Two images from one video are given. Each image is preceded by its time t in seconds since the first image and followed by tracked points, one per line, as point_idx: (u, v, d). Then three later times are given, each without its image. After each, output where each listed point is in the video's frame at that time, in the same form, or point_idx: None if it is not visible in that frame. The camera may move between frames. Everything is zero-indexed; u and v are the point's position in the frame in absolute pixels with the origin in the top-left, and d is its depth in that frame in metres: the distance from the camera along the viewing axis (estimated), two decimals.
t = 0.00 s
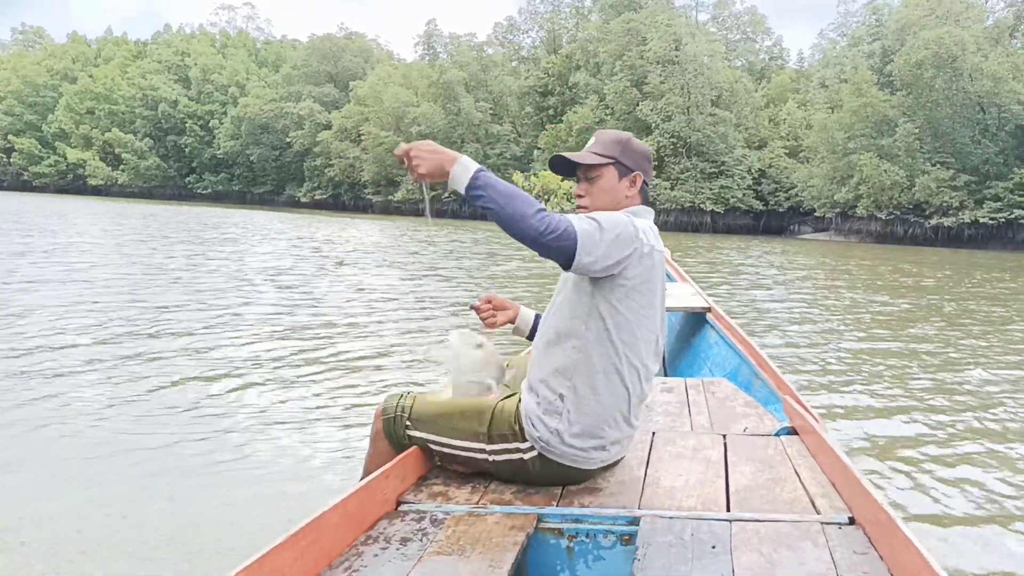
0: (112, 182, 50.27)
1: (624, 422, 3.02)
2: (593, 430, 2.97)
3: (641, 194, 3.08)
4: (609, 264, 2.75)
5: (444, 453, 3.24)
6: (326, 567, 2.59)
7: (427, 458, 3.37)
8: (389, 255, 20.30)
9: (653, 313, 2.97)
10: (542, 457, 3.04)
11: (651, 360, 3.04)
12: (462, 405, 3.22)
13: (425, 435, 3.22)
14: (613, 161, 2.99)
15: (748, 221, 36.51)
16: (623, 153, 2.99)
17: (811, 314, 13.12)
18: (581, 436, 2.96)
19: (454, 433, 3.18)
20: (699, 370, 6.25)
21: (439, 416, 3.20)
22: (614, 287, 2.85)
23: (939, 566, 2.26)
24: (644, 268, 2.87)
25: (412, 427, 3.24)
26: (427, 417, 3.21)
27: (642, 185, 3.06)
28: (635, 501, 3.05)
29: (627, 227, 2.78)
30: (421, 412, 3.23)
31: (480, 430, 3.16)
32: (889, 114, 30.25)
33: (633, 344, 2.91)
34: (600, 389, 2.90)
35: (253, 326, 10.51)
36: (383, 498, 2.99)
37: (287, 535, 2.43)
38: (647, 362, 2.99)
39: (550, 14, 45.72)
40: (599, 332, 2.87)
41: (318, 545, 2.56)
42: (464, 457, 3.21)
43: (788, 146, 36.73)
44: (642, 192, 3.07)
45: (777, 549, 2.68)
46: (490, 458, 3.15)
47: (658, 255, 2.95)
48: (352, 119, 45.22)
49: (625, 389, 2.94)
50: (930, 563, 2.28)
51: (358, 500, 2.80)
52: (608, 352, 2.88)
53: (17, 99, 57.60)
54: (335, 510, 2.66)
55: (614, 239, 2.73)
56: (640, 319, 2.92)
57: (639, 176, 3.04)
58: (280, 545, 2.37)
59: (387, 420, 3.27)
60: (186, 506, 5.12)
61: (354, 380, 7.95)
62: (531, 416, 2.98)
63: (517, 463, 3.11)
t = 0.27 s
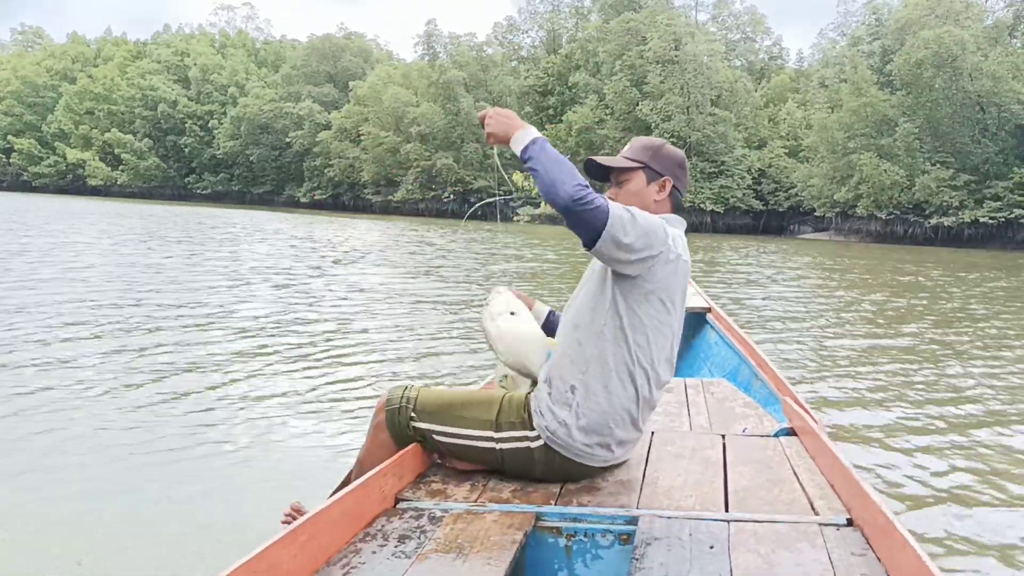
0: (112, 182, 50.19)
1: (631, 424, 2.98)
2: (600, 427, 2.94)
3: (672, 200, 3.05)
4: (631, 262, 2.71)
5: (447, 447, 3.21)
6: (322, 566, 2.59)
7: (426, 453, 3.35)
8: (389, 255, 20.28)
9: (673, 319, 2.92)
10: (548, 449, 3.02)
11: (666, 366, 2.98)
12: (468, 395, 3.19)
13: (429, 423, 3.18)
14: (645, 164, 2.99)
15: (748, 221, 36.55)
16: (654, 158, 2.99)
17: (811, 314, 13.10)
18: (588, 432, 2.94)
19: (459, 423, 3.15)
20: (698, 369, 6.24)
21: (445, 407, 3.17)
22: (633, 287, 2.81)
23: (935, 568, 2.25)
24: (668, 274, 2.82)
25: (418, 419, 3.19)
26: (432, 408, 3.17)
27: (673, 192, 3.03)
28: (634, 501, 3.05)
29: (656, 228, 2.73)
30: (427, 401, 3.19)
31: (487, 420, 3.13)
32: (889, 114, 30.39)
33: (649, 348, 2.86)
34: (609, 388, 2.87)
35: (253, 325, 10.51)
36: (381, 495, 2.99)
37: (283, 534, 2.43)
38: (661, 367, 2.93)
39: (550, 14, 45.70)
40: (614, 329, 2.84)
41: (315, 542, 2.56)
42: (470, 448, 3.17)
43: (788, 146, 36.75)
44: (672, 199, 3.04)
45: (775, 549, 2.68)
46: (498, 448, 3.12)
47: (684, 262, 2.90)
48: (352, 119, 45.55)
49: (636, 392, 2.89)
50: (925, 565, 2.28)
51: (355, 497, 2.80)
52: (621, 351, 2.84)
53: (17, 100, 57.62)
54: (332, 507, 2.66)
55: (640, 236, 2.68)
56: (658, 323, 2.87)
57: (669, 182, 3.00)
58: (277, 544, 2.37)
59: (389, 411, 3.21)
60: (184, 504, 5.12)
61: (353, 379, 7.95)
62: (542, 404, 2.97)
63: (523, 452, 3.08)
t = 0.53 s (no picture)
0: (111, 183, 50.13)
1: (635, 423, 2.93)
2: (601, 421, 2.91)
3: (698, 203, 2.98)
4: (635, 251, 2.70)
5: (451, 443, 3.19)
6: (320, 562, 2.59)
7: (426, 450, 3.34)
8: (388, 256, 20.26)
9: (685, 321, 2.85)
10: (553, 446, 3.00)
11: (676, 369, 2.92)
12: (476, 391, 3.15)
13: (435, 419, 3.15)
14: (671, 166, 2.99)
15: (747, 220, 36.70)
16: (683, 161, 2.99)
17: (811, 313, 13.08)
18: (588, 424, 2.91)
19: (468, 418, 3.12)
20: (698, 369, 6.22)
21: (453, 402, 3.14)
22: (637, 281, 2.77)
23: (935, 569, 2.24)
24: (678, 271, 2.77)
25: (422, 414, 3.16)
26: (438, 404, 3.15)
27: (699, 195, 2.98)
28: (634, 500, 3.03)
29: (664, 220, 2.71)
30: (435, 396, 3.17)
31: (495, 416, 3.10)
32: (889, 113, 30.43)
33: (653, 345, 2.81)
34: (610, 381, 2.84)
35: (253, 325, 10.51)
36: (380, 492, 2.99)
37: (280, 530, 2.43)
38: (668, 366, 2.87)
39: (549, 13, 45.72)
40: (617, 320, 2.81)
41: (313, 538, 2.56)
42: (476, 444, 3.15)
43: (788, 145, 36.78)
44: (694, 202, 2.98)
45: (774, 550, 2.67)
46: (506, 444, 3.09)
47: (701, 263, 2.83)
48: (351, 120, 45.61)
49: (638, 388, 2.85)
50: (925, 566, 2.26)
51: (354, 494, 2.80)
52: (622, 343, 2.81)
53: (16, 101, 57.62)
54: (330, 504, 2.66)
55: (645, 224, 2.66)
56: (665, 321, 2.82)
57: (688, 184, 2.96)
58: (273, 540, 2.37)
59: (393, 405, 3.19)
60: (183, 502, 5.12)
61: (352, 379, 7.93)
62: (549, 392, 2.99)
63: (531, 449, 3.06)
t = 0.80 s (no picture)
0: (110, 186, 50.09)
1: (637, 421, 2.91)
2: (602, 419, 2.90)
3: (696, 201, 2.95)
4: (638, 246, 2.69)
5: (452, 444, 3.17)
6: (320, 560, 2.59)
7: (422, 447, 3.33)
8: (388, 256, 20.23)
9: (687, 322, 2.84)
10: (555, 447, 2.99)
11: (677, 369, 2.90)
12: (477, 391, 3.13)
13: (438, 418, 3.12)
14: (673, 166, 3.00)
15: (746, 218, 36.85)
16: (684, 161, 2.99)
17: (810, 310, 13.07)
18: (591, 423, 2.90)
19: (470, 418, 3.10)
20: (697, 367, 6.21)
21: (454, 400, 3.12)
22: (643, 278, 2.73)
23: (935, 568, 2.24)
24: (682, 270, 2.75)
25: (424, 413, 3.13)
26: (440, 403, 3.12)
27: (699, 194, 2.94)
28: (634, 498, 3.04)
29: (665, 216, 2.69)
30: (438, 394, 3.13)
31: (498, 415, 3.08)
32: (886, 110, 30.43)
33: (656, 344, 2.80)
34: (612, 377, 2.82)
35: (252, 326, 10.49)
36: (380, 491, 2.99)
37: (282, 527, 2.44)
38: (670, 366, 2.85)
39: (546, 13, 45.76)
40: (619, 317, 2.79)
41: (313, 537, 2.56)
42: (479, 444, 3.15)
43: (786, 144, 36.83)
44: (688, 200, 2.97)
45: (774, 549, 2.67)
46: (508, 444, 3.08)
47: (705, 263, 2.82)
48: (349, 121, 45.65)
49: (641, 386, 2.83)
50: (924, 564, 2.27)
51: (354, 492, 2.80)
52: (626, 339, 2.79)
53: (14, 105, 57.55)
54: (330, 502, 2.66)
55: (648, 217, 2.66)
56: (667, 320, 2.80)
57: (681, 181, 2.97)
58: (275, 537, 2.37)
59: (395, 404, 3.15)
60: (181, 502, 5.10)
61: (351, 380, 7.91)
62: (553, 391, 2.96)
63: (531, 449, 3.06)
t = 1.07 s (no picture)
0: (108, 189, 50.00)
1: (638, 422, 2.91)
2: (602, 423, 2.89)
3: (691, 197, 2.93)
4: (627, 252, 2.70)
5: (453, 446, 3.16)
6: (321, 558, 2.59)
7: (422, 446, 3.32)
8: (386, 257, 20.19)
9: (685, 321, 2.82)
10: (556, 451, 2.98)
11: (677, 368, 2.89)
12: (480, 395, 3.12)
13: (440, 423, 3.11)
14: (667, 169, 3.00)
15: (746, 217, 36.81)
16: (674, 162, 3.00)
17: (809, 309, 13.06)
18: (590, 428, 2.89)
19: (473, 423, 3.09)
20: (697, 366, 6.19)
21: (456, 403, 3.10)
22: (634, 283, 2.74)
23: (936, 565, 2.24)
24: (677, 272, 2.74)
25: (427, 415, 3.10)
26: (443, 405, 3.10)
27: (693, 189, 2.92)
28: (634, 497, 3.03)
29: (653, 221, 2.70)
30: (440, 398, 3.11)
31: (500, 418, 3.07)
32: (885, 107, 30.41)
33: (652, 346, 2.79)
34: (606, 382, 2.81)
35: (250, 328, 10.46)
36: (381, 488, 2.99)
37: (283, 525, 2.43)
38: (667, 367, 2.84)
39: (544, 13, 45.79)
40: (611, 323, 2.79)
41: (313, 535, 2.55)
42: (480, 447, 3.13)
43: (784, 142, 36.84)
44: (684, 197, 2.95)
45: (774, 547, 2.66)
46: (509, 449, 3.07)
47: (703, 261, 2.80)
48: (347, 122, 45.64)
49: (637, 390, 2.83)
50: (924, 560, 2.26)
51: (355, 490, 2.80)
52: (619, 342, 2.78)
53: (11, 108, 57.45)
54: (331, 500, 2.66)
55: (635, 225, 2.68)
56: (663, 321, 2.79)
57: (673, 179, 2.97)
58: (276, 535, 2.37)
59: (395, 406, 3.13)
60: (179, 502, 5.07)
61: (349, 382, 7.89)
62: (552, 396, 2.95)
63: (532, 454, 3.05)
